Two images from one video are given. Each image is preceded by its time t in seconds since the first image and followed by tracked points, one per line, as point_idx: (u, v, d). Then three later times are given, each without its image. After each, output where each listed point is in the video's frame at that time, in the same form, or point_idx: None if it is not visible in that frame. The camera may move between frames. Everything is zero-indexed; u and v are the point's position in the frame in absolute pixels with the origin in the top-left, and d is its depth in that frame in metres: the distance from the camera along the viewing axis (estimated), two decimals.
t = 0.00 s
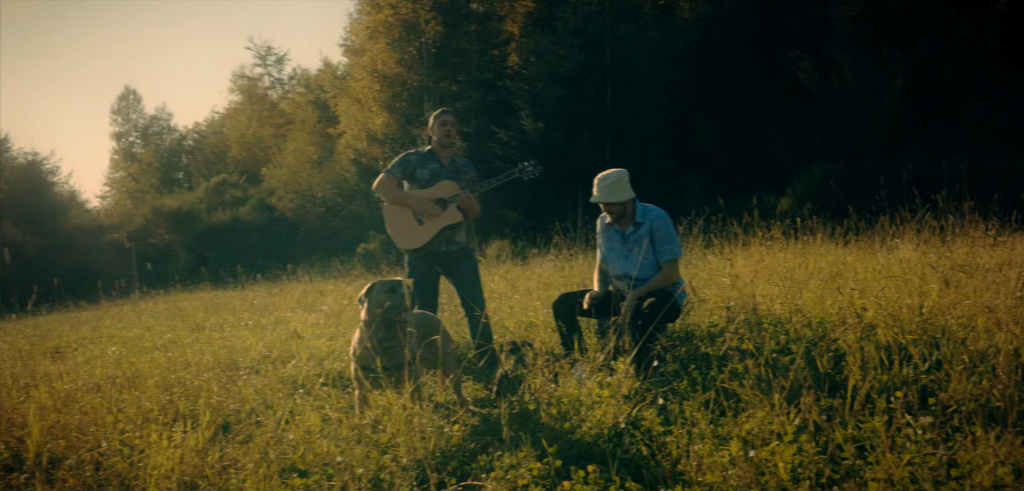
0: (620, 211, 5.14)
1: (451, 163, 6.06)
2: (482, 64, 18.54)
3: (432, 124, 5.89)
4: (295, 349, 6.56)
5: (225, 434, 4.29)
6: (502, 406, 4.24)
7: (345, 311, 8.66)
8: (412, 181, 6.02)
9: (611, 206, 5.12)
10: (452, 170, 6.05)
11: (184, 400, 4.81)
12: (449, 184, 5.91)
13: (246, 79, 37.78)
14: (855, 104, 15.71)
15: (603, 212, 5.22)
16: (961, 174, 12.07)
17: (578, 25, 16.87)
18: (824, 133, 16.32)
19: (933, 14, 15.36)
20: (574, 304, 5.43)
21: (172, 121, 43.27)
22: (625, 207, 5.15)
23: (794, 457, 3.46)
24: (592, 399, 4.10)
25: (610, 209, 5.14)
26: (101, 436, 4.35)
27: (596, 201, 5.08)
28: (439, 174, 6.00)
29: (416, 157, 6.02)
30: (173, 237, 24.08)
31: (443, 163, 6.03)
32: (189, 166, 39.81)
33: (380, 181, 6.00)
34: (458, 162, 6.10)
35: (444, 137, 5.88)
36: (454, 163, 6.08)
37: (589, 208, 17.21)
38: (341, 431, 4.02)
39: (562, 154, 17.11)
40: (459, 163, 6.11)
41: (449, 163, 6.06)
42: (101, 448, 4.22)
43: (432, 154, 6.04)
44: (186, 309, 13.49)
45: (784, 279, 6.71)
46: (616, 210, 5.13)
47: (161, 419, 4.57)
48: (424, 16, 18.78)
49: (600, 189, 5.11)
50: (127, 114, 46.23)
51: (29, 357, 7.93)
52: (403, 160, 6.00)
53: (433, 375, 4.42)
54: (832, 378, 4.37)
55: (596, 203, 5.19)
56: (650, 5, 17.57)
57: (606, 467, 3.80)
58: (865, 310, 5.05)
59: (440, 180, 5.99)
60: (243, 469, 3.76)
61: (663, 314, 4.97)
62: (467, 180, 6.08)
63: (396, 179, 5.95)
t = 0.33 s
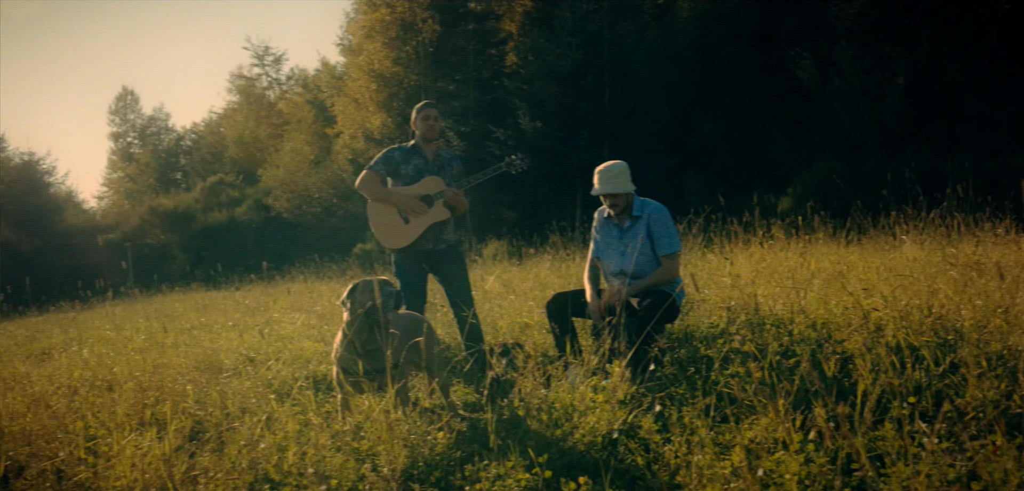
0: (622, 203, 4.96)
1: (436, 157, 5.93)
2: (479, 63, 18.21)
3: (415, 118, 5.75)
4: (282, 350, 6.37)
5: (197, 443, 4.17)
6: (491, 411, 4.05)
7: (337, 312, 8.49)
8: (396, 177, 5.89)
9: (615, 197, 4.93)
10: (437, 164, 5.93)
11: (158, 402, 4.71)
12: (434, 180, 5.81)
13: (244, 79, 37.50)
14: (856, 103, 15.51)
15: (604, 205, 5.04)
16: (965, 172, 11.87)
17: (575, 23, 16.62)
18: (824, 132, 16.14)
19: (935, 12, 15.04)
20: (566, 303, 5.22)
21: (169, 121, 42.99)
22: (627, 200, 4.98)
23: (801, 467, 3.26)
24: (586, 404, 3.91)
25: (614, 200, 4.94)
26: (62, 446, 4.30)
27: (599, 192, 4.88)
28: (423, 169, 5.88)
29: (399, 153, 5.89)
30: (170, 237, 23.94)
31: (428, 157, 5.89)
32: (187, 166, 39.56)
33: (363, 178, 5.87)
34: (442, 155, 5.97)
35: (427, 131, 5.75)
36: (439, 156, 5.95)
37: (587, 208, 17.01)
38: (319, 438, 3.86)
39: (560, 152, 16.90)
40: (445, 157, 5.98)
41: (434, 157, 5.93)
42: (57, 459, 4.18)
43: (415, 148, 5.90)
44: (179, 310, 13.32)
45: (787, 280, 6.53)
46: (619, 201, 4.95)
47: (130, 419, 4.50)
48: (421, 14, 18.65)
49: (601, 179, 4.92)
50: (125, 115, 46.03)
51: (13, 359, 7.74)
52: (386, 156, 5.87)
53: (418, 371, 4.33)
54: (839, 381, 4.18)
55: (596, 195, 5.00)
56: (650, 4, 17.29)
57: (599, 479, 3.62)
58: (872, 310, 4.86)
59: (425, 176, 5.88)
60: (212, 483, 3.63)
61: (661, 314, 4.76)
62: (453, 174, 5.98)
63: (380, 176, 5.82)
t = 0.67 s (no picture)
0: (618, 201, 4.75)
1: (423, 153, 5.84)
2: (479, 61, 18.03)
3: (399, 113, 5.71)
4: (270, 356, 6.16)
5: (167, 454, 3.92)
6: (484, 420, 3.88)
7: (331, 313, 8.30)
8: (384, 175, 5.81)
9: (611, 195, 4.71)
10: (424, 159, 5.82)
11: (132, 408, 4.52)
12: (418, 176, 5.65)
13: (242, 79, 37.22)
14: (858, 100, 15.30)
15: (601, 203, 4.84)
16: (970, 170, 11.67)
17: (574, 21, 16.40)
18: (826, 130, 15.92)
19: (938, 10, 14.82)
20: (560, 303, 5.01)
21: (168, 121, 42.73)
22: (624, 198, 4.76)
23: (810, 481, 3.06)
24: (583, 414, 3.73)
25: (608, 198, 4.74)
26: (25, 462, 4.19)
27: (593, 190, 4.68)
28: (411, 165, 5.78)
29: (386, 150, 5.82)
30: (166, 237, 23.76)
31: (415, 153, 5.81)
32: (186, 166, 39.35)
33: (349, 180, 5.78)
34: (430, 149, 5.87)
35: (412, 127, 5.69)
36: (426, 152, 5.86)
37: (587, 206, 16.75)
38: (299, 450, 3.68)
39: (560, 152, 16.69)
40: (432, 152, 5.87)
41: (422, 153, 5.84)
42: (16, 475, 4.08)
43: (403, 145, 5.84)
44: (172, 310, 13.14)
45: (793, 280, 6.33)
46: (614, 200, 4.74)
47: (86, 432, 4.26)
48: (419, 12, 18.46)
49: (597, 175, 4.72)
50: (124, 115, 45.78)
51: None
52: (372, 154, 5.80)
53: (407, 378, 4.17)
54: (852, 388, 3.99)
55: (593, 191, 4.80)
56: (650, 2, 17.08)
57: None
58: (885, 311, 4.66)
59: (412, 172, 5.76)
60: None
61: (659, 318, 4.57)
62: (441, 168, 5.83)
63: (365, 175, 5.74)
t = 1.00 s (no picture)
0: (625, 200, 4.54)
1: (411, 151, 5.61)
2: (477, 61, 17.78)
3: (386, 111, 5.50)
4: (256, 363, 5.95)
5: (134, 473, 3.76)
6: (472, 435, 3.72)
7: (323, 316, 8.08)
8: (372, 177, 5.66)
9: (620, 194, 4.51)
10: (411, 159, 5.60)
11: (104, 420, 4.33)
12: (399, 176, 5.51)
13: (240, 79, 36.93)
14: (860, 101, 15.09)
15: (604, 203, 4.62)
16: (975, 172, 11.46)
17: (574, 20, 16.21)
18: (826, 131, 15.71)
19: (941, 8, 14.58)
20: (554, 310, 4.80)
21: (165, 121, 42.47)
22: (631, 197, 4.57)
23: None
24: (578, 430, 3.57)
25: (617, 197, 4.52)
26: None
27: (602, 187, 4.45)
28: (397, 165, 5.59)
29: (374, 151, 5.64)
30: (162, 237, 23.54)
31: (402, 152, 5.60)
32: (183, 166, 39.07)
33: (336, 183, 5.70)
34: (418, 148, 5.63)
35: (399, 126, 5.48)
36: (414, 150, 5.63)
37: (585, 207, 16.58)
38: (276, 467, 3.49)
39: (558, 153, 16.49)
40: (421, 150, 5.63)
41: (410, 152, 5.62)
42: None
43: (390, 145, 5.64)
44: (164, 312, 12.93)
45: (796, 284, 6.15)
46: (622, 199, 4.52)
47: (50, 445, 4.04)
48: (417, 11, 18.22)
49: (606, 172, 4.51)
50: (121, 114, 45.49)
51: None
52: (359, 156, 5.63)
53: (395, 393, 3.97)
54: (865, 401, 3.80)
55: (599, 190, 4.58)
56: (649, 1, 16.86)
57: None
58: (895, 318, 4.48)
59: (397, 172, 5.59)
60: None
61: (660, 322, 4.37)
62: (428, 167, 5.60)
63: (351, 180, 5.61)
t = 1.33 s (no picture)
0: (631, 198, 4.34)
1: (405, 149, 5.39)
2: (477, 60, 17.57)
3: (381, 108, 5.29)
4: (248, 369, 5.76)
5: None
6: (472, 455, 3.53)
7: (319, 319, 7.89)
8: (366, 176, 5.46)
9: (626, 191, 4.31)
10: (406, 156, 5.38)
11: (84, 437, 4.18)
12: (390, 174, 5.31)
13: (239, 78, 36.64)
14: (865, 100, 14.87)
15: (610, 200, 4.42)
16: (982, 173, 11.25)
17: (574, 18, 16.06)
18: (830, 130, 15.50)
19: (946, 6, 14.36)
20: (556, 314, 4.58)
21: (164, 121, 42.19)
22: (637, 196, 4.36)
23: None
24: (586, 446, 3.33)
25: (623, 194, 4.32)
26: None
27: (608, 182, 4.26)
28: (391, 163, 5.37)
29: (368, 149, 5.43)
30: (160, 237, 23.34)
31: (396, 150, 5.38)
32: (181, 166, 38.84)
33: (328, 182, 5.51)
34: (414, 146, 5.40)
35: (393, 122, 5.26)
36: (409, 148, 5.40)
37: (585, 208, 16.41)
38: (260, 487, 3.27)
39: (558, 152, 16.30)
40: (416, 148, 5.39)
41: (404, 149, 5.40)
42: None
43: (385, 142, 5.42)
44: (160, 314, 12.73)
45: (805, 286, 5.94)
46: (628, 196, 4.33)
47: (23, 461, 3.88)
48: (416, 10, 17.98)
49: (612, 168, 4.31)
50: (120, 114, 45.22)
51: None
52: (352, 155, 5.44)
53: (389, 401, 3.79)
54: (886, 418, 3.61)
55: (604, 186, 4.39)
56: None
57: None
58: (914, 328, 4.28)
59: (391, 170, 5.37)
60: None
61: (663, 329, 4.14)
62: (422, 165, 5.36)
63: (343, 179, 5.42)
